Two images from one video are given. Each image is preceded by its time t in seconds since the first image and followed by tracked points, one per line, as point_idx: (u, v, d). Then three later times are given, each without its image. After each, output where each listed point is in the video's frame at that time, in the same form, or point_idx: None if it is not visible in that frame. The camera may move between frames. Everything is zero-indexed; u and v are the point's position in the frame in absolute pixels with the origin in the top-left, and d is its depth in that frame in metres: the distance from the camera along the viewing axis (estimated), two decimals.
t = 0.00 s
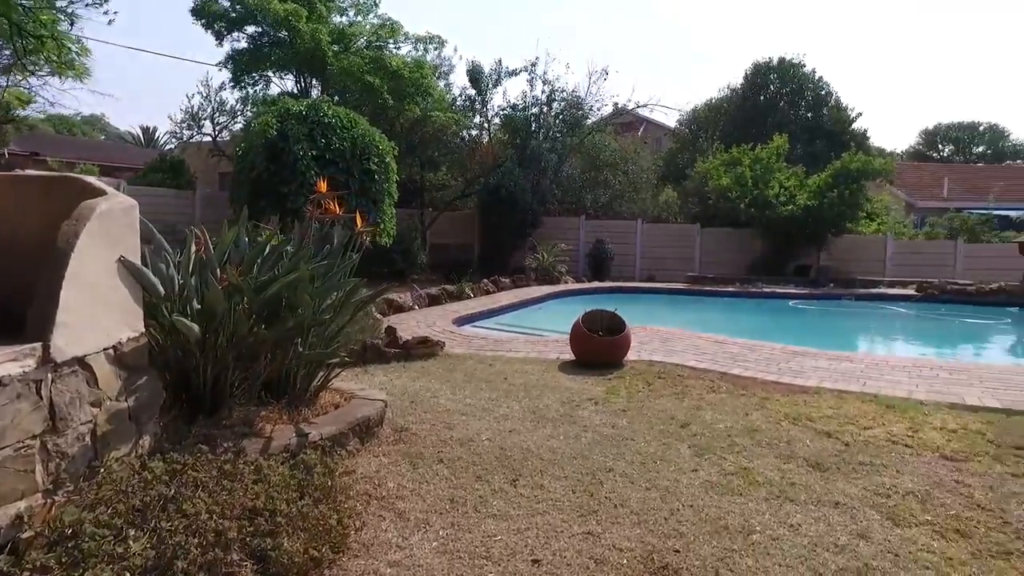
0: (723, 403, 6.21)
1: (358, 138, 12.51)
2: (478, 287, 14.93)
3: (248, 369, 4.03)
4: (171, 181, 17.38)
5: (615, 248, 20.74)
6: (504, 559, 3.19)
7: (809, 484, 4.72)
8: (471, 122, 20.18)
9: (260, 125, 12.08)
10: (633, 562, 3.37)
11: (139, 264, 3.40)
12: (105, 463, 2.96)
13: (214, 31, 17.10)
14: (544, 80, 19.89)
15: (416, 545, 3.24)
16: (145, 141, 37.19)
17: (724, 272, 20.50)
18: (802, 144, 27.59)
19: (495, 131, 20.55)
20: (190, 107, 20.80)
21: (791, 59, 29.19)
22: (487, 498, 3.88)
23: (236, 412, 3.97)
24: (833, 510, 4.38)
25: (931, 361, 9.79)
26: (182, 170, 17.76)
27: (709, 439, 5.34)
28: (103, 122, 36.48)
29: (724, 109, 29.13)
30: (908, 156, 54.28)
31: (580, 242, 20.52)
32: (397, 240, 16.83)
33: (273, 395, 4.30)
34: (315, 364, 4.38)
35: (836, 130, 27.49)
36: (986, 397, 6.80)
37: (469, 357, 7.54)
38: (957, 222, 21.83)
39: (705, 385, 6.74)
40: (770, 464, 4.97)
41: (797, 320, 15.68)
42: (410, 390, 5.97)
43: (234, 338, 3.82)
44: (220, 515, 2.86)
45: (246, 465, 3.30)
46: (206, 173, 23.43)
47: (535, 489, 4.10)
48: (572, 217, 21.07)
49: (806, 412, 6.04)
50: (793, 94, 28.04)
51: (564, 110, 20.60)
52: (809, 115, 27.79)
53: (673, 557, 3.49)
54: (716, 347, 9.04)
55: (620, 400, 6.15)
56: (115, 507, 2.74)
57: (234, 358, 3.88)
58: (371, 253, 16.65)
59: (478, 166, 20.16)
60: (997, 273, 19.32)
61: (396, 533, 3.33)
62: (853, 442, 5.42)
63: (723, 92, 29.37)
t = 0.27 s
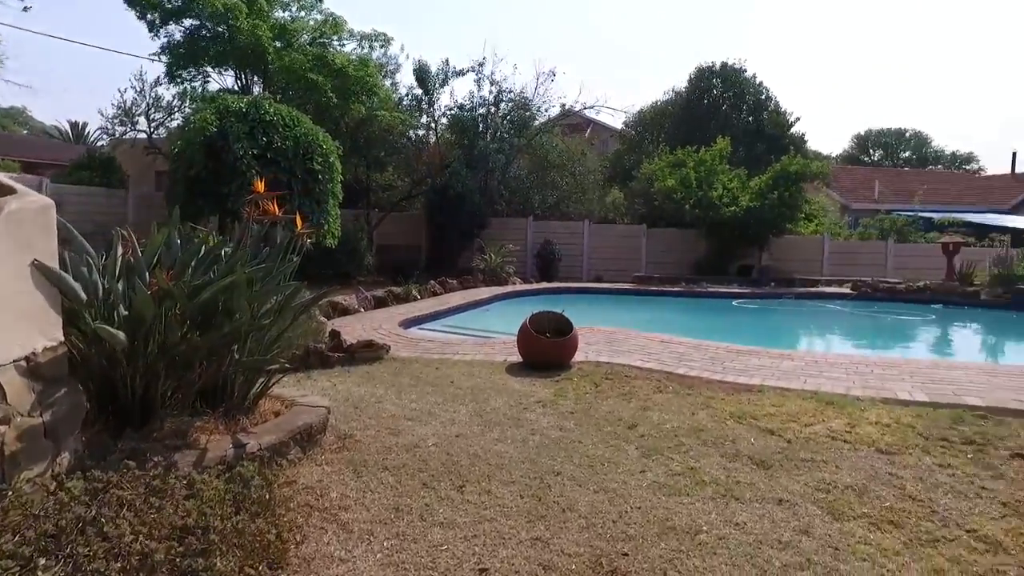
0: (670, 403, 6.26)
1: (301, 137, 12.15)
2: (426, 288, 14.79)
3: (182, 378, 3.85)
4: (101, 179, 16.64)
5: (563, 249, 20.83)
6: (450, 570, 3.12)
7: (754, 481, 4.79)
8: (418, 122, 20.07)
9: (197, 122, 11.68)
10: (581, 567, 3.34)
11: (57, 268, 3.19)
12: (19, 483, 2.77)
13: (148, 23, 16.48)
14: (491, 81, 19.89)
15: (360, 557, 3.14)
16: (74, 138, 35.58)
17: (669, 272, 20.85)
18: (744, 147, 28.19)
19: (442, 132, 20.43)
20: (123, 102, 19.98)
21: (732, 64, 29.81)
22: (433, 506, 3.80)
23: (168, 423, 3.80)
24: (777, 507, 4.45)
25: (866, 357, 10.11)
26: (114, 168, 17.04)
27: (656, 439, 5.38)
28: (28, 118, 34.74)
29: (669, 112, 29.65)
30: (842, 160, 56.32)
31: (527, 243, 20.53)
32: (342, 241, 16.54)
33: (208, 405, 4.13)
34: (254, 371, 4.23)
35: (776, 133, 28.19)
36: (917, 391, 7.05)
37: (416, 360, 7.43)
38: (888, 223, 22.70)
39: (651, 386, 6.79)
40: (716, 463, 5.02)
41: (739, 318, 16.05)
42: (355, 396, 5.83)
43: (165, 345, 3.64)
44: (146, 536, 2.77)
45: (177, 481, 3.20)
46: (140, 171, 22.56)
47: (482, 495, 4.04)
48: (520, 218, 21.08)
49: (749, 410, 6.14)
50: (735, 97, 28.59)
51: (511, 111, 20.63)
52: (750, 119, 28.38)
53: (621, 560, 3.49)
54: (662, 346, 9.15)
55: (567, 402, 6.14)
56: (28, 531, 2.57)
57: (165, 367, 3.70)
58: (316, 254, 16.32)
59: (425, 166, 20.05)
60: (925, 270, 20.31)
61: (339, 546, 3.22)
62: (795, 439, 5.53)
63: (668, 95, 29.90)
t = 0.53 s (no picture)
0: (627, 403, 6.30)
1: (254, 137, 11.83)
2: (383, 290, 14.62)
3: (125, 387, 3.71)
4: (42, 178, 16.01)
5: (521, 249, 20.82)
6: None
7: (711, 480, 4.84)
8: (374, 122, 19.79)
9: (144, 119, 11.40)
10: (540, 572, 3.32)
11: None
12: None
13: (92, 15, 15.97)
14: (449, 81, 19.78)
15: (314, 569, 3.06)
16: (11, 134, 34.16)
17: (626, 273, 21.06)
18: (699, 149, 28.66)
19: (400, 132, 20.29)
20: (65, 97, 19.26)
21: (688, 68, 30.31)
22: (390, 513, 3.73)
23: (111, 433, 3.67)
24: (733, 506, 4.50)
25: (817, 355, 10.35)
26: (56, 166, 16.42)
27: (614, 440, 5.39)
28: None
29: (626, 114, 29.97)
30: (794, 162, 57.68)
31: (486, 244, 20.48)
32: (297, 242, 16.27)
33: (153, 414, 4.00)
34: (202, 378, 4.10)
35: (731, 135, 28.76)
36: (865, 387, 7.24)
37: (372, 363, 7.31)
38: (837, 224, 23.33)
39: (609, 386, 6.82)
40: (674, 463, 5.06)
41: (695, 318, 16.30)
42: (310, 401, 5.71)
43: (106, 352, 3.49)
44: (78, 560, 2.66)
45: (115, 496, 3.09)
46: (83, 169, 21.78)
47: (440, 501, 3.98)
48: (478, 219, 21.03)
49: (705, 409, 6.21)
50: (691, 100, 29.06)
51: (470, 111, 20.50)
52: (705, 122, 28.88)
53: (580, 564, 3.48)
54: (620, 347, 9.21)
55: (526, 404, 6.12)
56: None
57: (106, 375, 3.56)
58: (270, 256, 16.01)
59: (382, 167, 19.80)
60: (870, 269, 21.04)
61: (292, 558, 3.14)
62: (750, 438, 5.61)
63: (626, 97, 30.22)
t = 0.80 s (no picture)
0: (572, 404, 6.31)
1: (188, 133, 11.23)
2: (325, 292, 14.31)
3: (41, 400, 3.52)
4: None
5: (466, 250, 20.71)
6: None
7: (656, 479, 4.88)
8: (315, 120, 19.62)
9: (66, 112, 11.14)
10: None
11: None
12: None
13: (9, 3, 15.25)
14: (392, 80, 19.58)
15: None
16: None
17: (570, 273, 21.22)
18: (641, 150, 29.13)
19: (342, 130, 20.02)
20: None
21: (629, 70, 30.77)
22: (332, 522, 3.63)
23: (27, 450, 3.48)
24: (678, 504, 4.54)
25: (755, 352, 10.61)
26: None
27: (560, 442, 5.39)
28: None
29: (570, 115, 30.29)
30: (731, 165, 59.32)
31: (430, 245, 20.30)
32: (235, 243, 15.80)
33: (74, 428, 3.82)
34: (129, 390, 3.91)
35: (671, 137, 29.33)
36: (801, 383, 7.45)
37: (313, 368, 7.12)
38: (773, 224, 24.06)
39: (555, 387, 6.81)
40: (619, 463, 5.08)
41: (638, 317, 16.55)
42: (247, 409, 5.51)
43: (20, 364, 3.30)
44: None
45: (29, 517, 2.99)
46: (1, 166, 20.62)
47: (383, 509, 3.89)
48: (422, 220, 20.83)
49: (649, 409, 6.27)
50: (633, 103, 29.50)
51: (413, 110, 20.34)
52: (647, 123, 29.37)
53: (527, 568, 3.46)
54: (565, 347, 9.25)
55: (471, 407, 6.06)
56: None
57: (20, 388, 3.36)
58: (205, 257, 15.48)
59: (323, 166, 19.54)
60: (805, 267, 21.78)
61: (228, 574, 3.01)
62: (693, 436, 5.69)
63: (569, 98, 30.53)
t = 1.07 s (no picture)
0: (528, 405, 6.28)
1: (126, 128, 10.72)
2: (274, 294, 13.97)
3: None
4: None
5: (419, 251, 20.52)
6: None
7: (613, 480, 4.89)
8: (264, 118, 19.31)
9: None
10: None
11: None
12: None
13: None
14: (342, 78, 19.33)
15: None
16: None
17: (524, 273, 21.25)
18: (594, 151, 29.36)
19: (291, 129, 19.75)
20: None
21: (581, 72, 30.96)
22: (284, 534, 3.53)
23: None
24: (634, 504, 4.56)
25: (706, 350, 10.79)
26: None
27: (516, 444, 5.36)
28: None
29: (523, 115, 30.39)
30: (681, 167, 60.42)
31: (382, 245, 20.05)
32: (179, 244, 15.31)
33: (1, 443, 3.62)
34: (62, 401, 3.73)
35: (623, 138, 29.61)
36: (751, 381, 7.60)
37: (262, 373, 6.92)
38: (722, 225, 24.56)
39: (510, 389, 6.78)
40: (576, 464, 5.08)
41: (591, 316, 16.67)
42: (192, 417, 5.31)
43: None
44: None
45: None
46: None
47: (338, 518, 3.79)
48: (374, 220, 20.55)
49: (604, 409, 6.29)
50: (585, 103, 29.68)
51: (363, 110, 20.10)
52: (599, 124, 29.58)
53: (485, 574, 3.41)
54: (520, 348, 9.23)
55: (425, 410, 5.97)
56: None
57: None
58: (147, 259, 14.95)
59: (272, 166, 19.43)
60: (752, 266, 22.28)
61: None
62: (648, 435, 5.73)
63: (522, 98, 30.63)
